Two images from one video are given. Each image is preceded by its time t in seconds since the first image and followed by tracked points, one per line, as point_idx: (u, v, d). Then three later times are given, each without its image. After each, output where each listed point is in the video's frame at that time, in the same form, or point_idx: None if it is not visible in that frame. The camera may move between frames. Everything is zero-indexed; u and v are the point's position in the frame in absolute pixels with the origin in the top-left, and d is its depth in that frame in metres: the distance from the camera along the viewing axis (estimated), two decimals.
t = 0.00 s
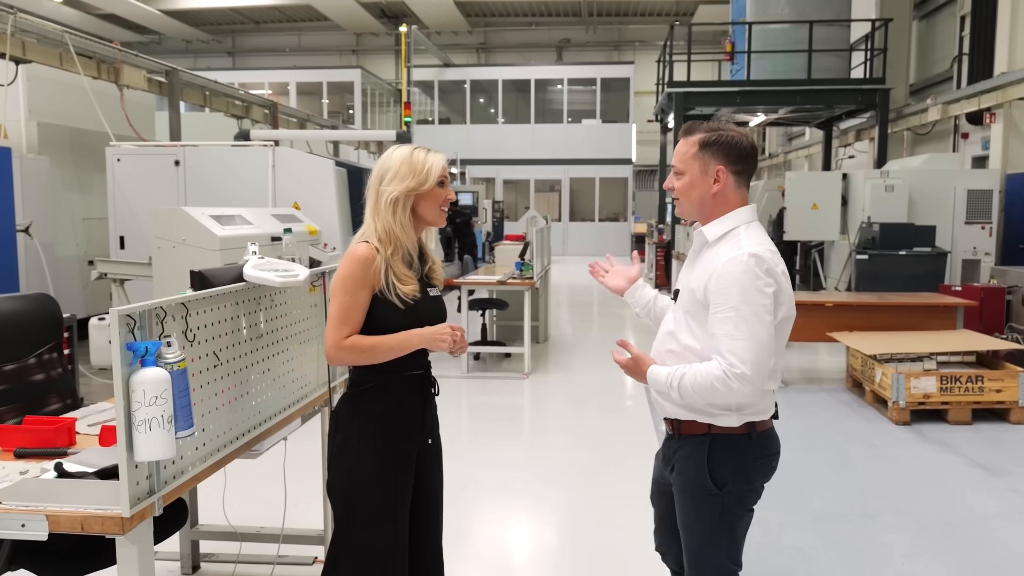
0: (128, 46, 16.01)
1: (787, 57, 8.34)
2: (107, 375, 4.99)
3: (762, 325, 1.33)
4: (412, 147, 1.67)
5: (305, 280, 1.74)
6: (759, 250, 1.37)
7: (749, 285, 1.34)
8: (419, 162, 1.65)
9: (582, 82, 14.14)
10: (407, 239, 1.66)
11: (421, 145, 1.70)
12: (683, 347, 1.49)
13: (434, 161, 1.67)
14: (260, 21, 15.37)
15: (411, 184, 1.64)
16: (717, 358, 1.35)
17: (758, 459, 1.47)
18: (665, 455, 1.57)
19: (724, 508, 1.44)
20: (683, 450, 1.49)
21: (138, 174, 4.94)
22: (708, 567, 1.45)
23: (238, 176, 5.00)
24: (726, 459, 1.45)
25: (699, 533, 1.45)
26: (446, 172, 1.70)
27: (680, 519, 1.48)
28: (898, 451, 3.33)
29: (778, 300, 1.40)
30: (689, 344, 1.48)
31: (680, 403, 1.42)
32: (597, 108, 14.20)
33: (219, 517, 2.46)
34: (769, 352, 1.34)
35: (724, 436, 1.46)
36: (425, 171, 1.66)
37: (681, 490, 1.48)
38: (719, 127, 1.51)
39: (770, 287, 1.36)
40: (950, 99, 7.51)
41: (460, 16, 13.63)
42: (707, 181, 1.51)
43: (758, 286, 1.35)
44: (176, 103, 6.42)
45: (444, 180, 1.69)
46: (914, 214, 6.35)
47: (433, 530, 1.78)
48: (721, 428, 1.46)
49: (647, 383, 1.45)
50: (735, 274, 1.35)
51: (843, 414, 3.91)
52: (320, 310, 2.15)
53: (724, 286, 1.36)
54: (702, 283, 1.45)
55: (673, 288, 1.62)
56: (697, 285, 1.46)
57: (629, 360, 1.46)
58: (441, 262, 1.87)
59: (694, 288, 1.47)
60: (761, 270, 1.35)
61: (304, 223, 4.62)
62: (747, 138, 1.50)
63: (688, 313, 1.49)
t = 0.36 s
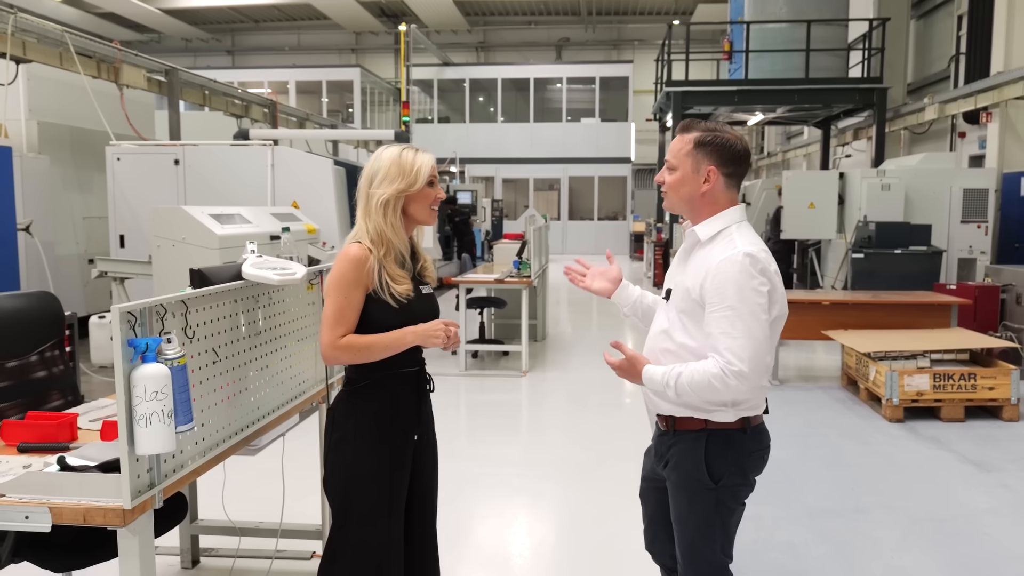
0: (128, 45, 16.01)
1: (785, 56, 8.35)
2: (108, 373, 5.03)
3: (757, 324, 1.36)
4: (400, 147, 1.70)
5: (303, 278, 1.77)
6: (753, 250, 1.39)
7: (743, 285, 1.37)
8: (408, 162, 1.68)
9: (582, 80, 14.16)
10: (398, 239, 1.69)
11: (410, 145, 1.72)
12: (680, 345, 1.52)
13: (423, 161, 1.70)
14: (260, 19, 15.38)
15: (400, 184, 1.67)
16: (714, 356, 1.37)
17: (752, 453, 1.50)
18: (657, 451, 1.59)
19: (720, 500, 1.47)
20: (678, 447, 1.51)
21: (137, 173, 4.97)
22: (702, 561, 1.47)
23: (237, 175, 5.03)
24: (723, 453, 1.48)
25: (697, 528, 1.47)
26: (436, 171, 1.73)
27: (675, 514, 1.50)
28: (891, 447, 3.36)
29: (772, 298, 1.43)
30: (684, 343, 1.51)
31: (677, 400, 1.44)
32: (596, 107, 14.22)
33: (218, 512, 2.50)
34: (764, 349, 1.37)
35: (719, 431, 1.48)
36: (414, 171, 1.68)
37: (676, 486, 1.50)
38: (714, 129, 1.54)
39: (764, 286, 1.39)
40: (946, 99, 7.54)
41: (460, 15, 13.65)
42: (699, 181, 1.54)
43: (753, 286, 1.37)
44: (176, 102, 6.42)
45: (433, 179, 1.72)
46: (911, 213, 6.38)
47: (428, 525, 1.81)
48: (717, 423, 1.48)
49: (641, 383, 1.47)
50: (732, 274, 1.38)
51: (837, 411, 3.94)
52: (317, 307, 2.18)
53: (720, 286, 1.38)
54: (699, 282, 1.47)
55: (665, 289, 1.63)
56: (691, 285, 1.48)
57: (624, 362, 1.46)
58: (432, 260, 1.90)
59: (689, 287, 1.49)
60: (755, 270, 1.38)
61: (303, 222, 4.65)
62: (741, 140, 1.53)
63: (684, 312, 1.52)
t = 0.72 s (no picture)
0: (127, 43, 16.00)
1: (784, 54, 8.35)
2: (107, 372, 5.04)
3: (743, 322, 1.37)
4: (390, 147, 1.70)
5: (299, 276, 1.78)
6: (740, 250, 1.40)
7: (729, 284, 1.38)
8: (398, 161, 1.68)
9: (581, 79, 14.14)
10: (390, 239, 1.70)
11: (401, 144, 1.73)
12: (669, 341, 1.53)
13: (413, 160, 1.70)
14: (258, 18, 15.35)
15: (390, 183, 1.67)
16: (691, 352, 1.40)
17: (742, 450, 1.51)
18: (648, 447, 1.59)
19: (710, 496, 1.48)
20: (669, 442, 1.51)
21: (135, 171, 4.97)
22: (693, 557, 1.48)
23: (235, 174, 5.03)
24: (713, 449, 1.49)
25: (687, 523, 1.48)
26: (425, 170, 1.74)
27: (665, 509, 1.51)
28: (886, 445, 3.37)
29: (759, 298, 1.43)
30: (673, 339, 1.52)
31: (655, 391, 1.48)
32: (595, 106, 14.22)
33: (215, 509, 2.51)
34: (747, 347, 1.38)
35: (709, 428, 1.49)
36: (404, 170, 1.69)
37: (667, 482, 1.51)
38: (699, 128, 1.55)
39: (752, 286, 1.40)
40: (944, 97, 7.55)
41: (459, 13, 13.64)
42: (690, 182, 1.55)
43: (740, 286, 1.38)
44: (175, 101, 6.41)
45: (423, 178, 1.73)
46: (909, 211, 6.39)
47: (423, 521, 1.82)
48: (707, 420, 1.49)
49: (623, 368, 1.52)
50: (718, 274, 1.39)
51: (834, 409, 3.95)
52: (314, 305, 2.18)
53: (707, 285, 1.39)
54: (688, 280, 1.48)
55: (657, 286, 1.65)
56: (680, 283, 1.50)
57: (604, 348, 1.54)
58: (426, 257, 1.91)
59: (678, 284, 1.50)
60: (742, 270, 1.39)
61: (301, 220, 4.65)
62: (727, 138, 1.54)
63: (673, 309, 1.53)
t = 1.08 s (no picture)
0: (126, 41, 15.97)
1: (784, 52, 8.32)
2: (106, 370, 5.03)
3: (740, 324, 1.35)
4: (384, 145, 1.68)
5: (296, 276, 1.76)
6: (737, 249, 1.38)
7: (726, 284, 1.36)
8: (392, 160, 1.66)
9: (581, 77, 14.11)
10: (386, 238, 1.68)
11: (394, 142, 1.71)
12: (668, 345, 1.51)
13: (408, 159, 1.68)
14: (258, 15, 15.32)
15: (385, 182, 1.65)
16: (696, 356, 1.37)
17: (739, 456, 1.49)
18: (645, 452, 1.58)
19: (705, 503, 1.47)
20: (665, 448, 1.50)
21: (132, 169, 4.94)
22: (689, 563, 1.46)
23: (234, 172, 5.00)
24: (709, 454, 1.48)
25: (682, 530, 1.46)
26: (421, 168, 1.72)
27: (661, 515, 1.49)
28: (887, 445, 3.36)
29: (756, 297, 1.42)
30: (671, 343, 1.50)
31: (659, 400, 1.45)
32: (595, 104, 14.19)
33: (213, 510, 2.49)
34: (747, 348, 1.36)
35: (706, 434, 1.48)
36: (399, 168, 1.67)
37: (662, 487, 1.49)
38: (688, 127, 1.53)
39: (749, 286, 1.38)
40: (945, 96, 7.54)
41: (458, 11, 13.61)
42: (681, 182, 1.53)
43: (738, 286, 1.37)
44: (173, 98, 6.37)
45: (419, 176, 1.71)
46: (909, 210, 6.37)
47: (422, 523, 1.80)
48: (704, 425, 1.48)
49: (628, 382, 1.49)
50: (715, 274, 1.37)
51: (834, 408, 3.94)
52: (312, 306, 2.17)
53: (704, 285, 1.38)
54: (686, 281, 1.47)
55: (654, 289, 1.63)
56: (677, 285, 1.48)
57: (608, 365, 1.49)
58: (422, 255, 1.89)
59: (676, 287, 1.49)
60: (739, 269, 1.37)
61: (300, 218, 4.63)
62: (717, 136, 1.52)
63: (670, 311, 1.51)
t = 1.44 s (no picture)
0: (125, 39, 15.94)
1: (786, 51, 8.29)
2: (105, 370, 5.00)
3: (739, 326, 1.32)
4: (386, 142, 1.65)
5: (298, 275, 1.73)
6: (736, 250, 1.35)
7: (723, 287, 1.33)
8: (394, 157, 1.63)
9: (581, 75, 14.05)
10: (388, 238, 1.65)
11: (396, 139, 1.67)
12: (668, 348, 1.49)
13: (410, 156, 1.65)
14: (257, 13, 15.28)
15: (387, 180, 1.62)
16: (693, 360, 1.34)
17: (744, 465, 1.46)
18: (648, 457, 1.55)
19: (707, 512, 1.43)
20: (667, 455, 1.47)
21: (131, 167, 4.90)
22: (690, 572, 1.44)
23: (233, 170, 4.97)
24: (710, 463, 1.44)
25: (683, 539, 1.43)
26: (424, 166, 1.68)
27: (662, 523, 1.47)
28: (893, 446, 3.33)
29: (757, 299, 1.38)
30: (672, 347, 1.47)
31: (658, 405, 1.42)
32: (596, 102, 14.15)
33: (213, 512, 2.47)
34: (748, 351, 1.33)
35: (709, 441, 1.45)
36: (401, 167, 1.63)
37: (664, 495, 1.46)
38: (693, 124, 1.50)
39: (749, 288, 1.35)
40: (947, 94, 7.50)
41: (458, 9, 13.56)
42: (684, 180, 1.50)
43: (738, 288, 1.33)
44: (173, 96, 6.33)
45: (421, 174, 1.68)
46: (913, 208, 6.34)
47: (425, 527, 1.77)
48: (707, 433, 1.44)
49: (627, 385, 1.46)
50: (712, 276, 1.34)
51: (839, 409, 3.91)
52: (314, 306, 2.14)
53: (702, 288, 1.35)
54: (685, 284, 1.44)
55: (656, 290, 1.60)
56: (677, 287, 1.45)
57: (606, 367, 1.50)
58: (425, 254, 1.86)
59: (675, 290, 1.46)
60: (737, 271, 1.34)
61: (301, 217, 4.60)
62: (723, 134, 1.49)
63: (670, 314, 1.49)
